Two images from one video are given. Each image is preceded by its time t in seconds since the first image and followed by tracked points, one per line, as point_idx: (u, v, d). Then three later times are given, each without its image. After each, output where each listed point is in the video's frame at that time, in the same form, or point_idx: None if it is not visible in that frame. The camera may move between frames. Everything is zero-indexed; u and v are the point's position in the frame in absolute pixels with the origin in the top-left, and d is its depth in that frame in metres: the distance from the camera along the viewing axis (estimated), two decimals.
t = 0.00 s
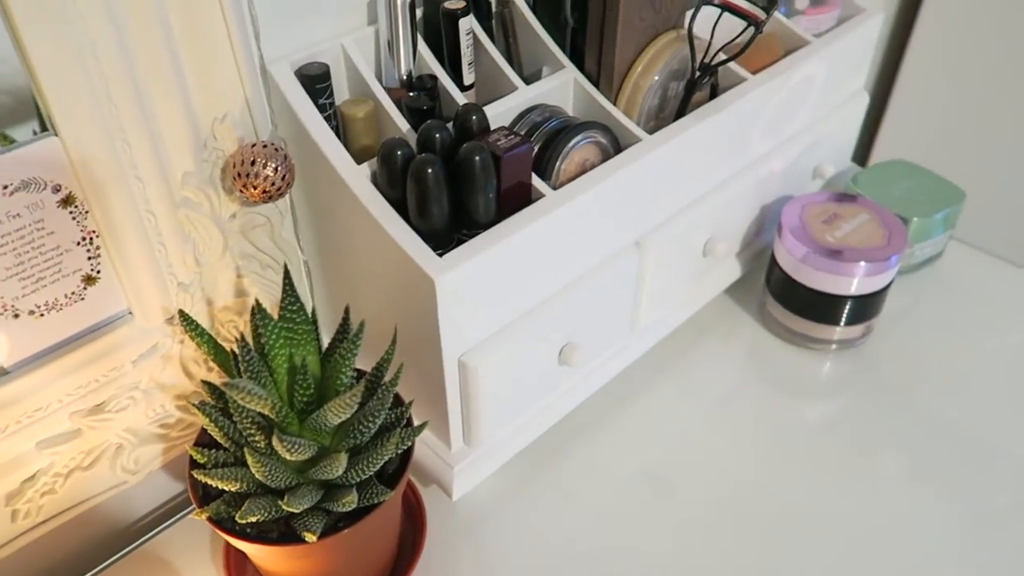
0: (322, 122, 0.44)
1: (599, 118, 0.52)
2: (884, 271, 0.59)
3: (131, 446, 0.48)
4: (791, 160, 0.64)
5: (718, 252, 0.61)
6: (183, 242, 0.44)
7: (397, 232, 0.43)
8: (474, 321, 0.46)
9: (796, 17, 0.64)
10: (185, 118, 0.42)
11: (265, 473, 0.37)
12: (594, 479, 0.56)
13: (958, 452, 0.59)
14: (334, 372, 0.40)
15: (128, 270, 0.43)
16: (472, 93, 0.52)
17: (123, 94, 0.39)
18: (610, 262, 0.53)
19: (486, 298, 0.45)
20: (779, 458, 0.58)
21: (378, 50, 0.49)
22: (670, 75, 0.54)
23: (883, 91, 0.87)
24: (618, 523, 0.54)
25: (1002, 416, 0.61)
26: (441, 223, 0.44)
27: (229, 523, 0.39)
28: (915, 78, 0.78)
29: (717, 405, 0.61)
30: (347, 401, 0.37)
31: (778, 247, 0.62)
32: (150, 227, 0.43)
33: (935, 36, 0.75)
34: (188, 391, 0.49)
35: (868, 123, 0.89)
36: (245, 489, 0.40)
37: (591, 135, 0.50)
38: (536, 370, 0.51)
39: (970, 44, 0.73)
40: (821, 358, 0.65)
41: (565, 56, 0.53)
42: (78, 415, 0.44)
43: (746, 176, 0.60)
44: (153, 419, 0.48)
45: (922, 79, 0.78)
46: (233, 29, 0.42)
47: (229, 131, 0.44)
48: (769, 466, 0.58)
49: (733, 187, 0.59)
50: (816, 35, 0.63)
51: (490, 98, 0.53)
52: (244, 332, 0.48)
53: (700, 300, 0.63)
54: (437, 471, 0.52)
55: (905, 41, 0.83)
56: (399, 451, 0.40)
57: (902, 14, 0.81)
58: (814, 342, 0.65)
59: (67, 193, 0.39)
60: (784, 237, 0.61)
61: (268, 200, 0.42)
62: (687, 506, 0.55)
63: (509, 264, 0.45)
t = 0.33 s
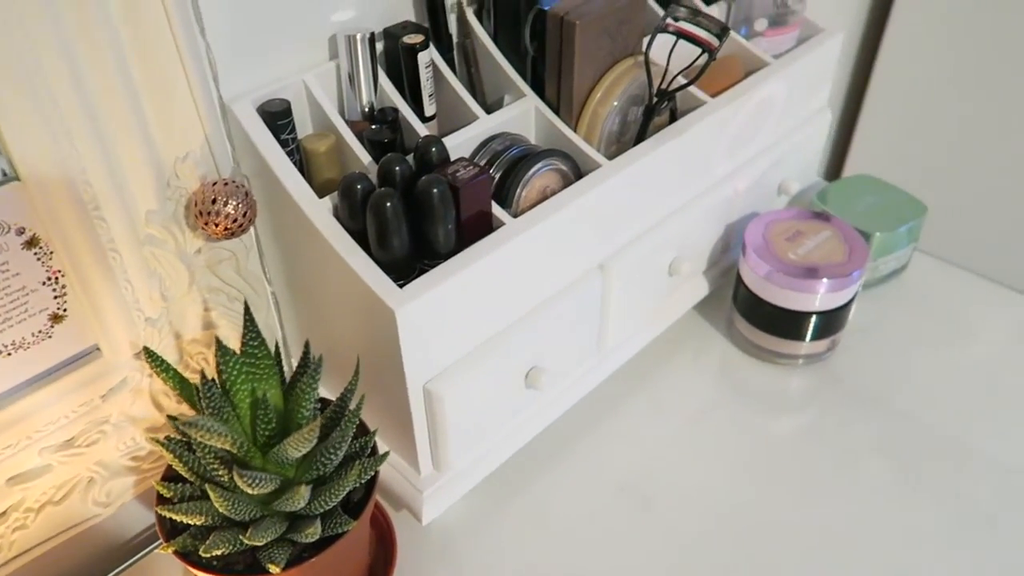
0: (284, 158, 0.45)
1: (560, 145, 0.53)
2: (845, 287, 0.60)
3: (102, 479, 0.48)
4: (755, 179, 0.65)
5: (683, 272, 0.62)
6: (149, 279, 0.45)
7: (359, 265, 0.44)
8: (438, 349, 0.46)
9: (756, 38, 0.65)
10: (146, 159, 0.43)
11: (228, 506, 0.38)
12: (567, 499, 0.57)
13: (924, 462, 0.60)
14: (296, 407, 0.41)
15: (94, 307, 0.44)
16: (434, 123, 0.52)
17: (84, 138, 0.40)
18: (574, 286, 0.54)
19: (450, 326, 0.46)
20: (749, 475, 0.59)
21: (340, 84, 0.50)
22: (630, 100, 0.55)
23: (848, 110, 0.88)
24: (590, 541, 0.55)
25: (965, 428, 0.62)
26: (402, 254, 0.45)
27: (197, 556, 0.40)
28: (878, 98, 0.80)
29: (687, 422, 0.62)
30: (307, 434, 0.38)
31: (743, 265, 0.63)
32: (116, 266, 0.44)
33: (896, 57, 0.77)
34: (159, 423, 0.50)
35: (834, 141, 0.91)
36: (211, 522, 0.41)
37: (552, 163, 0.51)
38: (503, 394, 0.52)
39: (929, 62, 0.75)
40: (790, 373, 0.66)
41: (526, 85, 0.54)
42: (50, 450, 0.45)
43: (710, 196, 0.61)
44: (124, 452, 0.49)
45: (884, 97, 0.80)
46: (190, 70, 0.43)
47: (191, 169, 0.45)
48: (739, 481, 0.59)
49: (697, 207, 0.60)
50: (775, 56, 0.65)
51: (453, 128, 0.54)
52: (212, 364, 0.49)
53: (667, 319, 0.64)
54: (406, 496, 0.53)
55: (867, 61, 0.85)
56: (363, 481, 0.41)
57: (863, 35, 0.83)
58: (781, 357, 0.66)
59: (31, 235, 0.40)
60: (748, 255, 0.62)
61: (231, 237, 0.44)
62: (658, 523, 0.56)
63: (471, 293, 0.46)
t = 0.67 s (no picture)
0: (247, 184, 0.46)
1: (521, 165, 0.55)
2: (803, 296, 0.62)
3: (75, 505, 0.49)
4: (714, 193, 0.66)
5: (646, 284, 0.63)
6: (117, 305, 0.46)
7: (325, 288, 0.45)
8: (405, 368, 0.47)
9: (711, 56, 0.67)
10: (111, 189, 0.44)
11: (198, 528, 0.39)
12: (537, 511, 0.58)
13: (883, 466, 0.62)
14: (264, 428, 0.42)
15: (62, 336, 0.45)
16: (397, 147, 0.54)
17: (48, 172, 0.40)
18: (538, 303, 0.55)
19: (415, 346, 0.47)
20: (713, 482, 0.60)
21: (303, 110, 0.51)
22: (589, 120, 0.57)
23: (808, 123, 0.90)
24: (560, 551, 0.56)
25: (921, 431, 0.64)
26: (366, 276, 0.45)
27: None
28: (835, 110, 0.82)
29: (654, 432, 0.64)
30: (274, 456, 0.39)
31: (704, 278, 0.65)
32: (83, 294, 0.44)
33: (851, 71, 0.79)
34: (131, 447, 0.50)
35: (795, 154, 0.93)
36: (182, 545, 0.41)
37: (514, 183, 0.52)
38: (470, 410, 0.53)
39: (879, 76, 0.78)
40: (753, 381, 0.68)
41: (488, 107, 0.55)
42: (21, 477, 0.45)
43: (670, 210, 0.63)
44: (96, 477, 0.49)
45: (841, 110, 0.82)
46: (153, 103, 0.44)
47: (156, 198, 0.46)
48: (705, 488, 0.60)
49: (657, 221, 0.62)
50: (731, 74, 0.67)
51: (416, 150, 0.55)
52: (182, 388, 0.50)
53: (630, 331, 0.66)
54: (378, 511, 0.54)
55: (823, 75, 0.87)
56: (331, 500, 0.42)
57: (819, 50, 0.85)
58: (744, 366, 0.68)
59: None
60: (708, 268, 0.64)
61: (197, 264, 0.45)
62: (627, 533, 0.57)
63: (435, 313, 0.47)
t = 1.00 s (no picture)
0: (243, 214, 0.48)
1: (507, 189, 0.56)
2: (780, 313, 0.64)
3: (76, 524, 0.50)
4: (694, 212, 0.69)
5: (629, 302, 0.65)
6: (117, 331, 0.48)
7: (318, 312, 0.46)
8: (397, 389, 0.49)
9: (690, 80, 0.68)
10: (110, 220, 0.45)
11: (199, 548, 0.40)
12: (525, 524, 0.60)
13: (860, 476, 0.64)
14: (262, 449, 0.44)
15: (64, 361, 0.46)
16: (387, 173, 0.55)
17: (51, 205, 0.42)
18: (526, 323, 0.57)
19: (407, 367, 0.49)
20: (696, 493, 0.62)
21: (296, 139, 0.53)
22: (572, 145, 0.59)
23: (787, 141, 0.93)
24: (548, 564, 0.57)
25: (895, 442, 0.66)
26: (359, 301, 0.47)
27: None
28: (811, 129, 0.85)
29: (639, 445, 0.66)
30: (273, 477, 0.40)
31: (685, 295, 0.67)
32: (85, 321, 0.46)
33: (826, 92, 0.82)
34: (130, 468, 0.52)
35: (775, 171, 0.95)
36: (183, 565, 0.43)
37: (501, 209, 0.54)
38: (460, 427, 0.55)
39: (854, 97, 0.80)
40: (734, 395, 0.70)
41: (474, 133, 0.57)
42: (24, 499, 0.47)
43: (652, 230, 0.65)
44: (97, 498, 0.51)
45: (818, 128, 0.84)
46: (152, 137, 0.45)
47: (155, 228, 0.48)
48: (688, 500, 0.62)
49: (640, 241, 0.64)
50: (709, 97, 0.68)
51: (406, 176, 0.57)
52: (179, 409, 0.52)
53: (615, 347, 0.68)
54: (370, 527, 0.55)
55: (801, 95, 0.90)
56: (327, 519, 0.43)
57: (795, 71, 0.88)
58: (725, 381, 0.70)
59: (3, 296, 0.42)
60: (688, 286, 0.66)
61: (195, 291, 0.46)
62: (612, 544, 0.59)
63: (427, 335, 0.49)
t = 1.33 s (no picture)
0: (234, 241, 0.49)
1: (493, 217, 0.58)
2: (760, 336, 0.66)
3: (65, 546, 0.51)
4: (676, 238, 0.70)
5: (613, 326, 0.67)
6: (109, 356, 0.49)
7: (306, 338, 0.47)
8: (383, 412, 0.50)
9: (671, 108, 0.70)
10: (104, 247, 0.46)
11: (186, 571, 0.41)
12: (510, 545, 0.61)
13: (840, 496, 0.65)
14: (250, 471, 0.45)
15: (57, 385, 0.47)
16: (375, 201, 0.57)
17: (46, 235, 0.43)
18: (510, 347, 0.58)
19: (391, 390, 0.50)
20: (678, 513, 0.63)
21: (286, 168, 0.54)
22: (556, 172, 0.60)
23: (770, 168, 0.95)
24: None
25: (874, 463, 0.68)
26: (345, 326, 0.48)
27: None
28: (791, 156, 0.87)
29: (623, 466, 0.67)
30: (259, 500, 0.42)
31: (667, 319, 0.69)
32: (77, 346, 0.47)
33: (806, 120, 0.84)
34: (119, 490, 0.52)
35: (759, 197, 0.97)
36: None
37: (485, 235, 0.55)
38: (444, 449, 0.56)
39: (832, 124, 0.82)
40: (717, 417, 0.71)
41: (460, 161, 0.59)
42: (15, 521, 0.47)
43: (635, 255, 0.66)
44: (86, 519, 0.51)
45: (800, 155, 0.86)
46: (146, 168, 0.47)
47: (147, 256, 0.49)
48: (671, 519, 0.63)
49: (622, 266, 0.65)
50: (690, 125, 0.70)
51: (393, 203, 0.58)
52: (168, 431, 0.52)
53: (599, 370, 0.69)
54: (355, 547, 0.56)
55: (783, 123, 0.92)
56: (313, 541, 0.44)
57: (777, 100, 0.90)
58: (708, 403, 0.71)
59: None
60: (670, 310, 0.68)
61: (185, 317, 0.47)
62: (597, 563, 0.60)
63: (412, 359, 0.50)
